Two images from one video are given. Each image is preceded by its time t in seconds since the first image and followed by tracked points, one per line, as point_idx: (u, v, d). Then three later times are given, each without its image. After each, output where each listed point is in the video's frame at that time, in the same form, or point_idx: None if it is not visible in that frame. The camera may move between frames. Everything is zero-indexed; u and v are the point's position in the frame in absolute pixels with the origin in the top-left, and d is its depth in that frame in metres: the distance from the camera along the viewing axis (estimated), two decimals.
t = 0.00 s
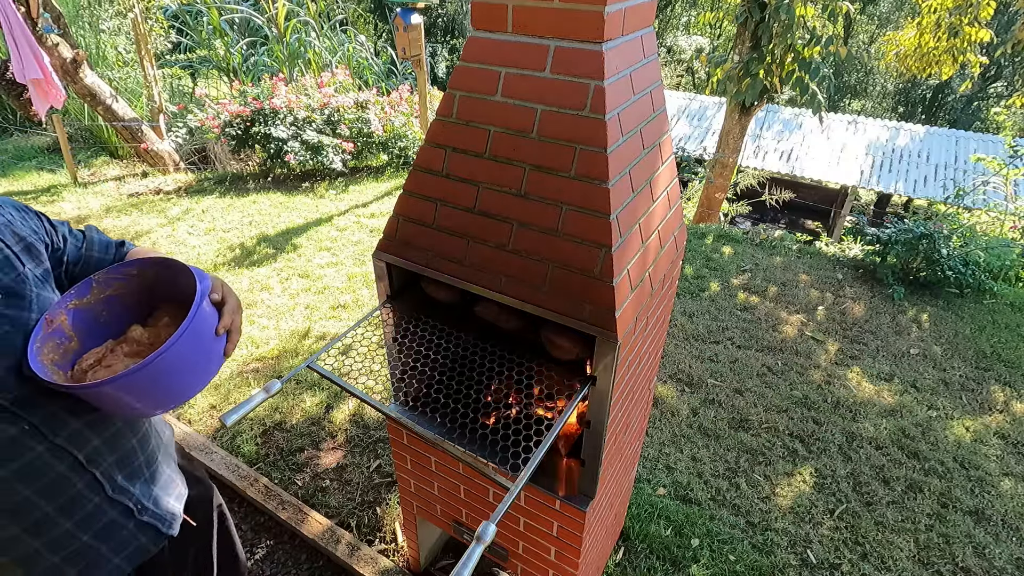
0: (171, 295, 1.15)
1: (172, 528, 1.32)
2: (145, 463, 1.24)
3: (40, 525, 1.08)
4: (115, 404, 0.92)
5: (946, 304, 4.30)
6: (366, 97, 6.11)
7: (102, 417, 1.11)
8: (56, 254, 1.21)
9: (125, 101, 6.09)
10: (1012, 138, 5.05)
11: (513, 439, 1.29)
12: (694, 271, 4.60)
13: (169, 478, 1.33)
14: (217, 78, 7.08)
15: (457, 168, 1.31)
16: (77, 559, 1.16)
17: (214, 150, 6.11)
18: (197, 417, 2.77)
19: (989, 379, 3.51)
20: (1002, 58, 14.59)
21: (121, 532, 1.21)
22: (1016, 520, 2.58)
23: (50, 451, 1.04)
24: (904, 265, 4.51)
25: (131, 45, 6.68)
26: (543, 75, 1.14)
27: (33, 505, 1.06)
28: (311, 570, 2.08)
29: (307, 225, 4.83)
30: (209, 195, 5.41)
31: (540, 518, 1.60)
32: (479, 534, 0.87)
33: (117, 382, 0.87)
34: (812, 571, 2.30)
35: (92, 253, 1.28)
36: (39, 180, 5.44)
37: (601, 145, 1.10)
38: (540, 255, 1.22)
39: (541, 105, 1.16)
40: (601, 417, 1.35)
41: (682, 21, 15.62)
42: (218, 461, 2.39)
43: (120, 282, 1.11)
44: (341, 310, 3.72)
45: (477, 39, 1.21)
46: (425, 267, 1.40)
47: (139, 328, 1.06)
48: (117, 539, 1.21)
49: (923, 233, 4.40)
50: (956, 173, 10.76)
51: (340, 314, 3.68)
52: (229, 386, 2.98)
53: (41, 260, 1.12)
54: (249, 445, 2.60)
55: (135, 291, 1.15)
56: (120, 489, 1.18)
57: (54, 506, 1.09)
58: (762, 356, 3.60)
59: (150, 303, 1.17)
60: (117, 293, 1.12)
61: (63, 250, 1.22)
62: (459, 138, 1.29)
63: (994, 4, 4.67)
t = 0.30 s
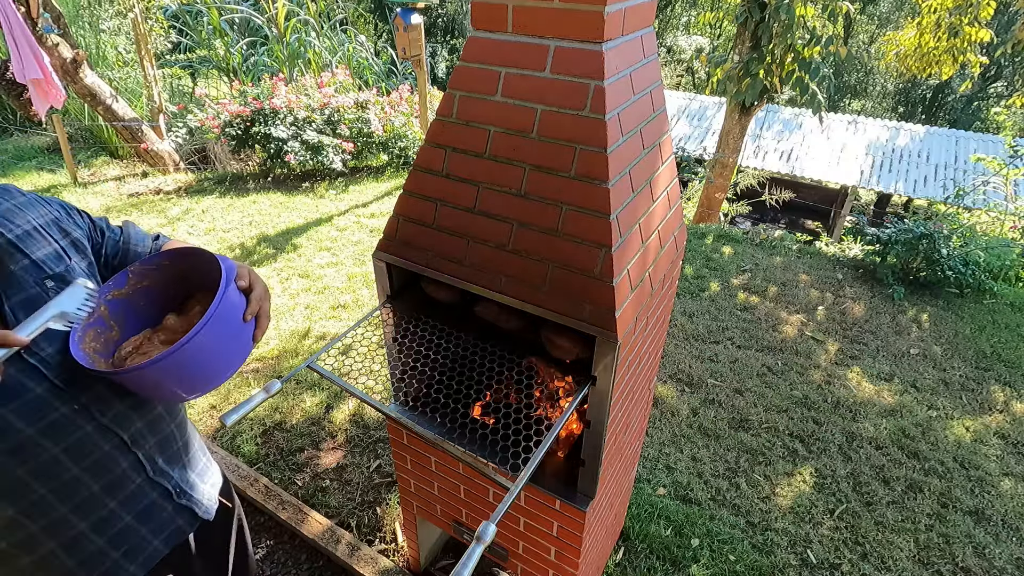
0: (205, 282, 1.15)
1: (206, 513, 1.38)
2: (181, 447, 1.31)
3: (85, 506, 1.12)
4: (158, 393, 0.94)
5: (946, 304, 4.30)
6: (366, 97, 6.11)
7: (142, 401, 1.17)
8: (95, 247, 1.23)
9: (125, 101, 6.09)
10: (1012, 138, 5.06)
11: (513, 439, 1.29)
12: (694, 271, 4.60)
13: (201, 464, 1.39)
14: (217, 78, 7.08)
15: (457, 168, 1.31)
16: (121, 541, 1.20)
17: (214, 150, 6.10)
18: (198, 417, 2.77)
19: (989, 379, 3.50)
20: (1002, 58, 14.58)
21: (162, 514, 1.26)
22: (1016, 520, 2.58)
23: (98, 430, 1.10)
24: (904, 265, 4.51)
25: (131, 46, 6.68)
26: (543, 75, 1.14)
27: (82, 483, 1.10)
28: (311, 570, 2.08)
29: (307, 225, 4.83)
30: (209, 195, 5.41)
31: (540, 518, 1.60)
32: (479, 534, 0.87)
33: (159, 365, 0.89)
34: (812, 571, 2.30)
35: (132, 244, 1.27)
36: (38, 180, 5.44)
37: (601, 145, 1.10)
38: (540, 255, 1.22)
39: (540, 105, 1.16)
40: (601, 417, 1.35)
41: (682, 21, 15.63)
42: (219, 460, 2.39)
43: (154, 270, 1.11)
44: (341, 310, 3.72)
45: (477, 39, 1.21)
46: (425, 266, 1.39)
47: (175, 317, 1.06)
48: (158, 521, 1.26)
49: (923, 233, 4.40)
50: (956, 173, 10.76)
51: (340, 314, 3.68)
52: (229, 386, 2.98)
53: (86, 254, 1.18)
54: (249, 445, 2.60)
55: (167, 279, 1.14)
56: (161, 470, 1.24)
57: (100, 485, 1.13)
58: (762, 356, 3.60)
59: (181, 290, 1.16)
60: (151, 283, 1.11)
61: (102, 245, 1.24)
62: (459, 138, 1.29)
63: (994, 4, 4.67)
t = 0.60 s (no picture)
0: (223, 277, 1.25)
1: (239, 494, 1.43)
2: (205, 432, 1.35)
3: (140, 489, 1.14)
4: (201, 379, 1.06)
5: (946, 304, 4.30)
6: (366, 97, 6.12)
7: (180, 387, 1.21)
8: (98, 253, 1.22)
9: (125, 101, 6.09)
10: (1012, 138, 5.06)
11: (513, 439, 1.29)
12: (694, 271, 4.60)
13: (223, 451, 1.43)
14: (217, 78, 7.08)
15: (457, 168, 1.31)
16: (168, 524, 1.21)
17: (214, 150, 6.09)
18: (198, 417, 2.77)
19: (989, 379, 3.51)
20: (1002, 58, 14.57)
21: (199, 497, 1.29)
22: (1016, 520, 2.58)
23: (152, 412, 1.13)
24: (904, 265, 4.51)
25: (131, 46, 6.68)
26: (543, 75, 1.14)
27: (139, 466, 1.12)
28: (311, 570, 2.08)
29: (307, 225, 4.84)
30: (209, 195, 5.41)
31: (540, 518, 1.60)
32: (479, 533, 0.87)
33: (203, 353, 1.00)
34: (812, 571, 2.30)
35: (127, 251, 1.28)
36: (38, 180, 5.44)
37: (601, 145, 1.10)
38: (540, 255, 1.22)
39: (540, 105, 1.16)
40: (601, 417, 1.35)
41: (682, 21, 15.64)
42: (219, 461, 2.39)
43: (171, 267, 1.17)
44: (341, 310, 3.72)
45: (477, 39, 1.21)
46: (425, 266, 1.40)
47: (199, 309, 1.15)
48: (196, 505, 1.28)
49: (923, 233, 4.40)
50: (956, 173, 10.76)
51: (340, 314, 3.68)
52: (229, 386, 2.98)
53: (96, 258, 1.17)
54: (249, 445, 2.60)
55: (184, 275, 1.21)
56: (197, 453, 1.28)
57: (154, 468, 1.16)
58: (762, 356, 3.60)
59: (196, 285, 1.23)
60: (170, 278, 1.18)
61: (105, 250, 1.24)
62: (460, 138, 1.29)
63: (994, 4, 4.67)
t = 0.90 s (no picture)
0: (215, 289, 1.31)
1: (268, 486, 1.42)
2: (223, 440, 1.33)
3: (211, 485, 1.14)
4: (215, 386, 1.09)
5: (946, 305, 4.30)
6: (366, 97, 6.12)
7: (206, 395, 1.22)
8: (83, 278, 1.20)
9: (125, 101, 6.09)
10: (1013, 138, 5.06)
11: (513, 439, 1.29)
12: (694, 271, 4.60)
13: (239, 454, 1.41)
14: (217, 78, 7.08)
15: (457, 168, 1.31)
16: (224, 525, 1.19)
17: (214, 150, 6.08)
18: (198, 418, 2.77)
19: (989, 379, 3.51)
20: (1002, 58, 14.56)
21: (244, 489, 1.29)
22: (1016, 520, 2.58)
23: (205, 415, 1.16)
24: (904, 265, 4.51)
25: (132, 46, 6.68)
26: (543, 75, 1.14)
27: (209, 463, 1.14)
28: (311, 570, 2.08)
29: (307, 225, 4.83)
30: (209, 195, 5.41)
31: (540, 518, 1.60)
32: (479, 534, 0.87)
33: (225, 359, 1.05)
34: (812, 571, 2.30)
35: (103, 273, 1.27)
36: (38, 180, 5.44)
37: (600, 146, 1.10)
38: (540, 256, 1.22)
39: (540, 105, 1.16)
40: (601, 417, 1.35)
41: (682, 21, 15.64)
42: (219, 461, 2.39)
43: (162, 282, 1.23)
44: (341, 310, 3.72)
45: (477, 39, 1.21)
46: (425, 266, 1.40)
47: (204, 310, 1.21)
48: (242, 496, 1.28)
49: (923, 233, 4.41)
50: (956, 173, 10.76)
51: (340, 314, 3.68)
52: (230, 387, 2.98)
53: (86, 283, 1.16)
54: (249, 446, 2.60)
55: (177, 287, 1.26)
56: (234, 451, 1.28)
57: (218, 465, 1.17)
58: (762, 356, 3.60)
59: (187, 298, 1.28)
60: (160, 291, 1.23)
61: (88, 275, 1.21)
62: (459, 138, 1.29)
63: (995, 4, 4.67)
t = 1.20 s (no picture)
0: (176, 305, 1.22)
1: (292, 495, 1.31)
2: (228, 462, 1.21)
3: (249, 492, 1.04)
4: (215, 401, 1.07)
5: (946, 305, 4.30)
6: (366, 97, 6.12)
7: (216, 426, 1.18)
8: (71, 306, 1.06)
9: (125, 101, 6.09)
10: (1013, 138, 5.05)
11: (519, 441, 1.30)
12: (694, 271, 4.60)
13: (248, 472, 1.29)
14: (217, 78, 7.09)
15: (457, 168, 1.31)
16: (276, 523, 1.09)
17: (214, 150, 6.07)
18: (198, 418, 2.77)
19: (989, 379, 3.51)
20: (1002, 58, 14.56)
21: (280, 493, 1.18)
22: (1016, 520, 2.58)
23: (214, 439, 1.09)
24: (904, 265, 4.51)
25: (132, 46, 6.69)
26: (543, 75, 1.14)
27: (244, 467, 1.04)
28: (311, 570, 2.08)
29: (307, 225, 4.84)
30: (209, 195, 5.42)
31: (540, 518, 1.60)
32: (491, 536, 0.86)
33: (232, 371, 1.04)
34: (812, 571, 2.30)
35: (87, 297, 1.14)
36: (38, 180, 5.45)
37: (600, 146, 1.10)
38: (541, 256, 1.22)
39: (541, 105, 1.16)
40: (601, 417, 1.35)
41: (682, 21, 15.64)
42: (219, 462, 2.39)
43: (128, 305, 1.14)
44: (341, 310, 3.72)
45: (477, 39, 1.21)
46: (426, 267, 1.40)
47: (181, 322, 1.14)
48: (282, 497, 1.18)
49: (923, 233, 4.41)
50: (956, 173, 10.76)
51: (341, 314, 3.68)
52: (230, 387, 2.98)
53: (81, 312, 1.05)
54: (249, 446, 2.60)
55: (140, 309, 1.17)
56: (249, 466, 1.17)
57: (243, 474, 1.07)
58: (762, 356, 3.60)
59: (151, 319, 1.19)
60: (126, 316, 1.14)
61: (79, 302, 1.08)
62: (459, 138, 1.29)
63: (994, 4, 4.67)
